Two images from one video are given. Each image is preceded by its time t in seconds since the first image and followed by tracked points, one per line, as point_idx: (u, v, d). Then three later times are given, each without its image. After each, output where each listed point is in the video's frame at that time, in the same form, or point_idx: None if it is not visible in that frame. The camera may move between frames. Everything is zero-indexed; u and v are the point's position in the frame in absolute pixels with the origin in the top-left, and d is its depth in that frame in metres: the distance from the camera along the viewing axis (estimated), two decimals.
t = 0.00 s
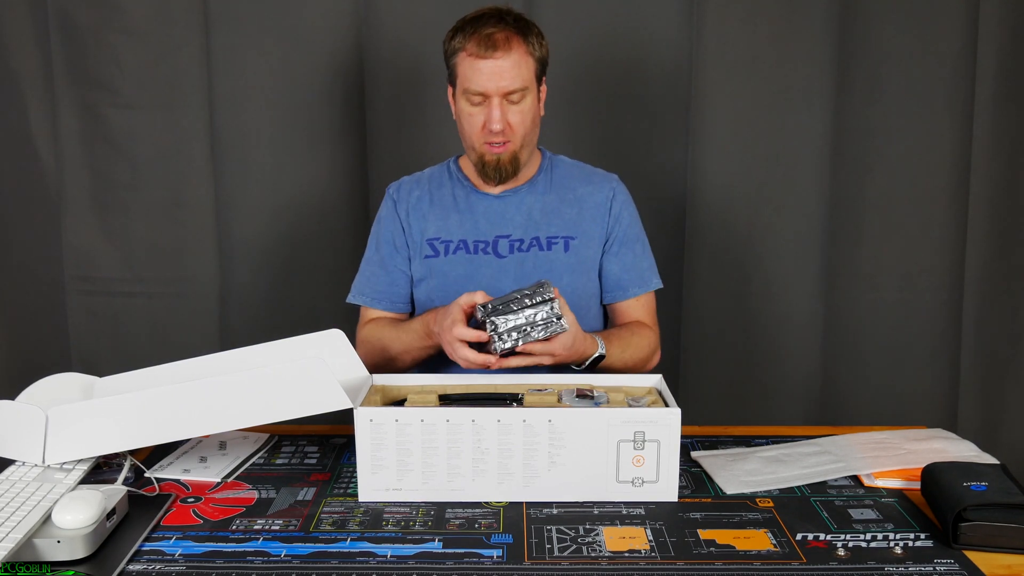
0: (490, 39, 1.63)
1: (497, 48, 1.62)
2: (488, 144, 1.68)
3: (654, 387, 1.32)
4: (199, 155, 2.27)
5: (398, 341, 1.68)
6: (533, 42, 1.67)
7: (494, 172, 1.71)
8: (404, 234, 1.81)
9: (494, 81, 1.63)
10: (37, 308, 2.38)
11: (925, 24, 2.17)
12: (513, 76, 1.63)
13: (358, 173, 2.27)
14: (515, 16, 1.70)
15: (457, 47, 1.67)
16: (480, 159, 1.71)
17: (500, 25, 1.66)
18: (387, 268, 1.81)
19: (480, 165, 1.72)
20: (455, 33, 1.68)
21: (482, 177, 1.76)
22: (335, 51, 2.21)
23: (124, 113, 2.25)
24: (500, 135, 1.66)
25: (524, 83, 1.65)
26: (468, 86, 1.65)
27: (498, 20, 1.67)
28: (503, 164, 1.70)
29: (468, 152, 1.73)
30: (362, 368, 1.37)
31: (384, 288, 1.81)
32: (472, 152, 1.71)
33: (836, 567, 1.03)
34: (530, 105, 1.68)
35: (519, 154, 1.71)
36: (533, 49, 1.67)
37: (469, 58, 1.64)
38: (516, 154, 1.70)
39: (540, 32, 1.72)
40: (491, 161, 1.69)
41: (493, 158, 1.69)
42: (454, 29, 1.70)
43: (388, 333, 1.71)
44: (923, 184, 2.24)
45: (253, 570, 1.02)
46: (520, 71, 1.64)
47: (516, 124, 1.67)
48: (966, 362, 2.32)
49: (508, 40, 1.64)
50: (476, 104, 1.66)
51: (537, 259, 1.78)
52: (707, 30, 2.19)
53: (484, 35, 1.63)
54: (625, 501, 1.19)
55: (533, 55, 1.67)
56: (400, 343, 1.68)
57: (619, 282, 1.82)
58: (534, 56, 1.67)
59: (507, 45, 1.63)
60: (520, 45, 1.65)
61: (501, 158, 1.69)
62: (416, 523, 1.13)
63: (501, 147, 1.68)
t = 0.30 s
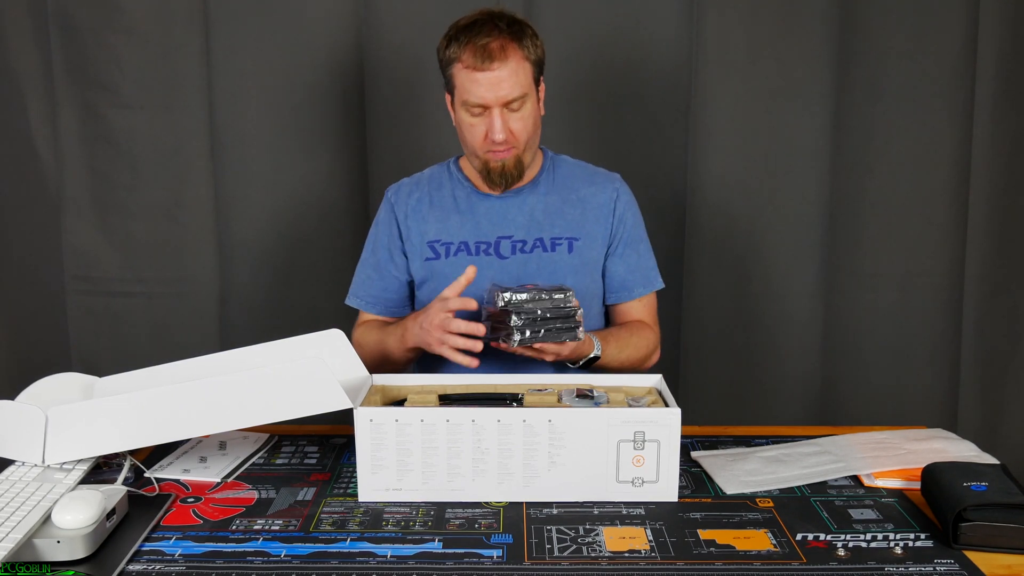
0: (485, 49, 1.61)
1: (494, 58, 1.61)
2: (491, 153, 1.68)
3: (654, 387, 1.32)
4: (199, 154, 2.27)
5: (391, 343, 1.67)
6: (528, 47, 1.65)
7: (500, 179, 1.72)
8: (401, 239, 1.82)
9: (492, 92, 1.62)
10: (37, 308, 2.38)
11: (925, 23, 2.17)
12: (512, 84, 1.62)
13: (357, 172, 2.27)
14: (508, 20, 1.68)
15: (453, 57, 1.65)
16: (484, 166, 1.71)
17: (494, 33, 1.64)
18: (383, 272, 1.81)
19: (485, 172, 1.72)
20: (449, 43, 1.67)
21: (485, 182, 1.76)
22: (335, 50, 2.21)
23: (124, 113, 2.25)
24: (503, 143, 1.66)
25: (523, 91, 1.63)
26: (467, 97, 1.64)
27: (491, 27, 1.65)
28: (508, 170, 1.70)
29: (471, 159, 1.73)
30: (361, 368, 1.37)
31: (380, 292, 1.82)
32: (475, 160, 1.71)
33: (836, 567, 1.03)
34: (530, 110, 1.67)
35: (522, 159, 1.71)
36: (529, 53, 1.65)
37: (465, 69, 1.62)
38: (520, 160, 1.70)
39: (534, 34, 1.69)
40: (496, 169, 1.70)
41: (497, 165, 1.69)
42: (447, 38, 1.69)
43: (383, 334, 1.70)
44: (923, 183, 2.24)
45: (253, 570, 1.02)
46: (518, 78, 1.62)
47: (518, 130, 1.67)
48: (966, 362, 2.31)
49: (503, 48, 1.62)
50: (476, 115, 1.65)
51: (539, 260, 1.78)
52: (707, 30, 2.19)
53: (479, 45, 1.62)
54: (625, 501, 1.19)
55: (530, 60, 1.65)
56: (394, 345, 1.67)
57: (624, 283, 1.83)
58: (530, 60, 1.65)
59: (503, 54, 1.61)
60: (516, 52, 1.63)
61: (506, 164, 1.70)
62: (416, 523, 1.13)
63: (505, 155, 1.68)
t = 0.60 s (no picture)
0: (479, 53, 1.61)
1: (487, 62, 1.61)
2: (488, 156, 1.68)
3: (654, 387, 1.32)
4: (199, 155, 2.27)
5: (388, 344, 1.67)
6: (522, 48, 1.65)
7: (498, 181, 1.72)
8: (400, 241, 1.82)
9: (487, 96, 1.62)
10: (37, 308, 2.38)
11: (926, 23, 2.17)
12: (507, 88, 1.62)
13: (358, 172, 2.27)
14: (502, 22, 1.67)
15: (447, 61, 1.65)
16: (482, 169, 1.71)
17: (488, 36, 1.63)
18: (382, 274, 1.81)
19: (483, 175, 1.72)
20: (444, 46, 1.67)
21: (483, 184, 1.77)
22: (336, 51, 2.21)
23: (124, 113, 2.25)
24: (499, 147, 1.66)
25: (518, 94, 1.63)
26: (463, 102, 1.64)
27: (485, 30, 1.65)
28: (506, 172, 1.71)
29: (469, 162, 1.74)
30: (361, 369, 1.37)
31: (380, 294, 1.82)
32: (473, 163, 1.71)
33: (837, 567, 1.03)
34: (526, 113, 1.67)
35: (520, 161, 1.71)
36: (524, 55, 1.64)
37: (460, 74, 1.62)
38: (517, 162, 1.70)
39: (529, 35, 1.69)
40: (494, 172, 1.70)
41: (495, 168, 1.70)
42: (442, 42, 1.69)
43: (383, 334, 1.70)
44: (923, 183, 2.24)
45: (253, 570, 1.02)
46: (513, 82, 1.62)
47: (515, 133, 1.67)
48: (966, 362, 2.31)
49: (497, 52, 1.61)
50: (472, 118, 1.65)
51: (539, 261, 1.78)
52: (707, 30, 2.19)
53: (473, 49, 1.61)
54: (625, 501, 1.19)
55: (524, 62, 1.65)
56: (390, 348, 1.67)
57: (624, 284, 1.83)
58: (525, 62, 1.65)
59: (497, 57, 1.61)
60: (509, 55, 1.62)
61: (503, 167, 1.70)
62: (416, 523, 1.13)
63: (502, 158, 1.68)
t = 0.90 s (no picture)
0: (454, 61, 1.61)
1: (464, 69, 1.61)
2: (484, 160, 1.68)
3: (654, 387, 1.32)
4: (199, 155, 2.27)
5: (387, 345, 1.67)
6: (500, 49, 1.64)
7: (499, 184, 1.72)
8: (402, 242, 1.81)
9: (471, 102, 1.62)
10: (37, 308, 2.38)
11: (926, 23, 2.17)
12: (489, 91, 1.61)
13: (358, 172, 2.27)
14: (476, 26, 1.67)
15: (429, 73, 1.66)
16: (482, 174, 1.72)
17: (463, 43, 1.63)
18: (384, 276, 1.81)
19: (484, 179, 1.73)
20: (424, 59, 1.68)
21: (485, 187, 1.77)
22: (336, 51, 2.21)
23: (124, 113, 2.25)
24: (492, 150, 1.66)
25: (501, 95, 1.62)
26: (449, 111, 1.64)
27: (459, 37, 1.65)
28: (505, 174, 1.70)
29: (470, 168, 1.74)
30: (362, 369, 1.37)
31: (381, 296, 1.82)
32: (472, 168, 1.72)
33: (836, 567, 1.03)
34: (514, 112, 1.66)
35: (516, 160, 1.70)
36: (502, 56, 1.64)
37: (441, 84, 1.63)
38: (514, 162, 1.70)
39: (506, 33, 1.68)
40: (494, 175, 1.70)
41: (494, 172, 1.70)
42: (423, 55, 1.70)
43: (382, 334, 1.70)
44: (923, 183, 2.24)
45: (253, 570, 1.02)
46: (493, 84, 1.61)
47: (506, 134, 1.66)
48: (966, 362, 2.31)
49: (473, 57, 1.61)
50: (462, 126, 1.66)
51: (541, 262, 1.78)
52: (707, 30, 2.19)
53: (449, 59, 1.61)
54: (626, 501, 1.20)
55: (503, 62, 1.64)
56: (389, 348, 1.67)
57: (627, 285, 1.83)
58: (504, 62, 1.64)
59: (473, 62, 1.61)
60: (486, 58, 1.62)
61: (501, 169, 1.70)
62: (417, 523, 1.13)
63: (498, 160, 1.68)
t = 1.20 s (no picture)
0: (455, 58, 1.61)
1: (465, 66, 1.61)
2: (483, 159, 1.68)
3: (654, 387, 1.32)
4: (199, 154, 2.27)
5: (387, 345, 1.66)
6: (501, 47, 1.65)
7: (497, 183, 1.72)
8: (402, 243, 1.81)
9: (471, 100, 1.62)
10: (37, 307, 2.38)
11: (926, 23, 2.17)
12: (489, 89, 1.61)
13: (358, 172, 2.27)
14: (478, 25, 1.67)
15: (429, 71, 1.66)
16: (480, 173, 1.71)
17: (464, 41, 1.63)
18: (384, 277, 1.82)
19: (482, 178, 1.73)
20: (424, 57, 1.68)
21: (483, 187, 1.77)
22: (336, 51, 2.21)
23: (124, 112, 2.25)
24: (491, 148, 1.66)
25: (501, 93, 1.63)
26: (448, 109, 1.64)
27: (460, 35, 1.65)
28: (503, 172, 1.71)
29: (467, 167, 1.74)
30: (361, 369, 1.37)
31: (382, 297, 1.82)
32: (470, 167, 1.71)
33: (836, 567, 1.03)
34: (514, 111, 1.66)
35: (515, 160, 1.71)
36: (503, 54, 1.64)
37: (441, 82, 1.63)
38: (513, 161, 1.70)
39: (508, 33, 1.68)
40: (492, 173, 1.70)
41: (492, 171, 1.70)
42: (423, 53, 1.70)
43: (382, 334, 1.69)
44: (923, 183, 2.24)
45: (253, 570, 1.02)
46: (494, 82, 1.62)
47: (505, 132, 1.66)
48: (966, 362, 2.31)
49: (473, 54, 1.62)
50: (461, 124, 1.66)
51: (541, 262, 1.78)
52: (707, 31, 2.19)
53: (449, 57, 1.62)
54: (626, 501, 1.20)
55: (504, 61, 1.64)
56: (389, 348, 1.67)
57: (626, 285, 1.83)
58: (505, 61, 1.64)
59: (474, 60, 1.61)
60: (487, 56, 1.62)
61: (500, 168, 1.70)
62: (417, 523, 1.14)
63: (497, 159, 1.68)
